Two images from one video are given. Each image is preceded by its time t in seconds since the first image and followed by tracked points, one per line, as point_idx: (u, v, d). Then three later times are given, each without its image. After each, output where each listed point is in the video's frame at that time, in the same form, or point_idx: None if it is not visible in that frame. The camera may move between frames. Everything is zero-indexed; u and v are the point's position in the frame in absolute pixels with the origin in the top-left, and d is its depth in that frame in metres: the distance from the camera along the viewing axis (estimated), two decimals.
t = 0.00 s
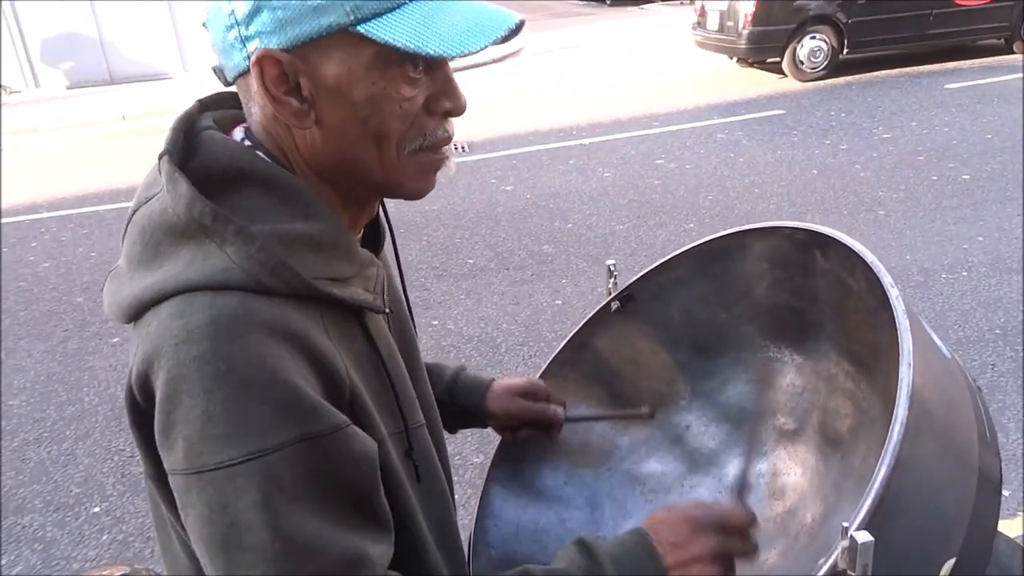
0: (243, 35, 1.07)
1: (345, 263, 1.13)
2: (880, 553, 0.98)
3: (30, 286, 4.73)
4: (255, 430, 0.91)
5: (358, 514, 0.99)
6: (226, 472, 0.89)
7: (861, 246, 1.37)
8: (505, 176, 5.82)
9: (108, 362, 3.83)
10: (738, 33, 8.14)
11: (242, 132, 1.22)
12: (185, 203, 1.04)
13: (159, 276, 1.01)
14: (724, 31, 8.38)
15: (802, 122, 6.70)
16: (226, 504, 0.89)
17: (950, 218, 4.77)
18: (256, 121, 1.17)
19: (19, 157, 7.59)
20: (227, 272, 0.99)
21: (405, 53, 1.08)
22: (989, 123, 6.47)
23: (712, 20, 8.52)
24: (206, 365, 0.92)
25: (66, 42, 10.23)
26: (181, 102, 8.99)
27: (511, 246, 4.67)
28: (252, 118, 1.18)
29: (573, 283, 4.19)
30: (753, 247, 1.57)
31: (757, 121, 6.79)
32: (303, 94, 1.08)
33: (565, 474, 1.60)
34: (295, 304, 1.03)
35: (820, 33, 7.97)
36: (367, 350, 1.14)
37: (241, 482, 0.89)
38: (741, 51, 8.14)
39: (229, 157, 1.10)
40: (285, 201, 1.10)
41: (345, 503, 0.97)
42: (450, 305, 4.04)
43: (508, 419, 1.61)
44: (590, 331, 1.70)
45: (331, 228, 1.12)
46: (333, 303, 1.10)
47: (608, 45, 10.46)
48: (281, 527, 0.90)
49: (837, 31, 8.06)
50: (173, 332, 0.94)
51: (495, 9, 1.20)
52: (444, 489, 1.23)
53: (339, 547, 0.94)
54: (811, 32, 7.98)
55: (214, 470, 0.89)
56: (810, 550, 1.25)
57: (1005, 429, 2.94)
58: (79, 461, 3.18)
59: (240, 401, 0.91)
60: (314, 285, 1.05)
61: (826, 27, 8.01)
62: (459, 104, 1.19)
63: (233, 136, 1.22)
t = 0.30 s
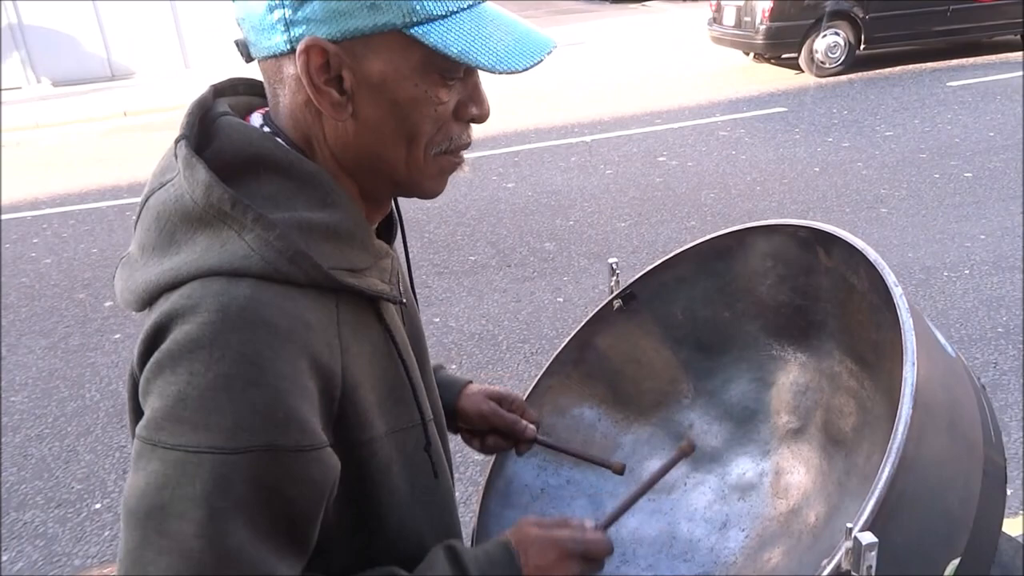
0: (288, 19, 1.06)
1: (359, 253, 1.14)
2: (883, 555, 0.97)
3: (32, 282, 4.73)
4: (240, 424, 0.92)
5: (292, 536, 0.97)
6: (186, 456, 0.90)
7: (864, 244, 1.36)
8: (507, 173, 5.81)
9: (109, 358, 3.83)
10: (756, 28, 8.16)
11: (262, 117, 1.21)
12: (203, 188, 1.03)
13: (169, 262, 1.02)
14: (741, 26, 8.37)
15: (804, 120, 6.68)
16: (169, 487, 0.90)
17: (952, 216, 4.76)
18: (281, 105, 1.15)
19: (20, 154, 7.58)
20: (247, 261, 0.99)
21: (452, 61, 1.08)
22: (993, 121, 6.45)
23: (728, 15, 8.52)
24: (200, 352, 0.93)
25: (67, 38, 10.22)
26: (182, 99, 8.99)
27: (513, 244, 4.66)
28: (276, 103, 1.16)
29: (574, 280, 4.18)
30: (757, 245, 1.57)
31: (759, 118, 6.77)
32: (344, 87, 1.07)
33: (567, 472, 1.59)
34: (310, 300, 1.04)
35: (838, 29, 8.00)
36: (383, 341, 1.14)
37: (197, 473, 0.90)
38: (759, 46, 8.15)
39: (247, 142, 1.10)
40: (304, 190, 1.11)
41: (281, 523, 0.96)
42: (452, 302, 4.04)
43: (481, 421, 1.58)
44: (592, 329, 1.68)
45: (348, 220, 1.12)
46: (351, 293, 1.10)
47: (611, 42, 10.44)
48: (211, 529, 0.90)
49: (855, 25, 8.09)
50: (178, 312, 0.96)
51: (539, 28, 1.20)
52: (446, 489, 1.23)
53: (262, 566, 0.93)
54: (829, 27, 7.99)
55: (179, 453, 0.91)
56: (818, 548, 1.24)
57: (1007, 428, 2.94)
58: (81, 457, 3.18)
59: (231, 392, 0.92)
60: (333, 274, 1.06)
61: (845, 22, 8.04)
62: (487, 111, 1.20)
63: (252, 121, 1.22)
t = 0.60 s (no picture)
0: (280, 11, 1.05)
1: (376, 247, 1.11)
2: (886, 555, 0.96)
3: (34, 277, 4.73)
4: (297, 418, 0.88)
5: (388, 515, 0.96)
6: (264, 460, 0.87)
7: (866, 242, 1.35)
8: (508, 170, 5.80)
9: (109, 354, 3.82)
10: (769, 24, 8.16)
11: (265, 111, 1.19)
12: (224, 178, 1.00)
13: (195, 259, 0.98)
14: (756, 22, 8.36)
15: (806, 117, 6.67)
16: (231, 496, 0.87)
17: (954, 214, 4.75)
18: (280, 100, 1.13)
19: (22, 149, 7.58)
20: (270, 253, 0.96)
21: (445, 37, 1.08)
22: (996, 120, 6.43)
23: (744, 11, 8.53)
24: (247, 350, 0.89)
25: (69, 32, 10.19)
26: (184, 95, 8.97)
27: (514, 241, 4.65)
28: (274, 97, 1.14)
29: (575, 277, 4.17)
30: (759, 242, 1.56)
31: (761, 116, 6.75)
32: (342, 75, 1.06)
33: (567, 470, 1.56)
34: (340, 286, 1.01)
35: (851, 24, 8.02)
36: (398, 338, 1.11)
37: (284, 471, 0.87)
38: (773, 42, 8.13)
39: (263, 134, 1.08)
40: (318, 181, 1.09)
41: (377, 502, 0.94)
42: (453, 299, 4.03)
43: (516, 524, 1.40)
44: (592, 326, 1.64)
45: (362, 212, 1.10)
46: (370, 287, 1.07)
47: (615, 39, 10.41)
48: (315, 522, 0.88)
49: (869, 20, 8.09)
50: (205, 308, 0.93)
51: None
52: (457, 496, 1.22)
53: (372, 549, 0.91)
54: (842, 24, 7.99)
55: (251, 459, 0.87)
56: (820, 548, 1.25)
57: (1008, 427, 2.93)
58: (80, 453, 3.17)
59: (283, 386, 0.89)
60: (356, 267, 1.03)
61: (858, 18, 8.05)
62: (490, 90, 1.19)
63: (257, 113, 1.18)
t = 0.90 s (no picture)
0: (329, 12, 1.03)
1: (417, 255, 1.09)
2: (886, 552, 0.96)
3: (36, 272, 4.73)
4: (340, 432, 0.88)
5: (402, 531, 0.97)
6: (297, 471, 0.87)
7: (867, 237, 1.34)
8: (510, 165, 5.79)
9: (111, 349, 3.82)
10: (778, 19, 8.14)
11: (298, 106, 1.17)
12: (277, 183, 0.98)
13: (237, 262, 0.96)
14: (764, 17, 8.34)
15: (809, 113, 6.65)
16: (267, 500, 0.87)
17: (957, 210, 4.73)
18: (318, 100, 1.11)
19: (24, 144, 7.58)
20: (323, 259, 0.94)
21: (495, 46, 1.06)
22: (1000, 115, 6.41)
23: (751, 7, 8.50)
24: (297, 360, 0.88)
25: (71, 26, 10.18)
26: (186, 90, 8.96)
27: (516, 236, 4.64)
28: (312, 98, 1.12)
29: (577, 273, 4.16)
30: (759, 237, 1.54)
31: (764, 111, 6.73)
32: (391, 80, 1.05)
33: (566, 467, 1.55)
34: (385, 295, 1.00)
35: (860, 19, 8.01)
36: (433, 346, 1.10)
37: (316, 483, 0.87)
38: (782, 37, 8.13)
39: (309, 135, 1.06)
40: (366, 184, 1.07)
41: (397, 517, 0.95)
42: (455, 295, 4.02)
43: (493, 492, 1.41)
44: (591, 322, 1.62)
45: (404, 218, 1.08)
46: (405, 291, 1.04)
47: (618, 34, 10.37)
48: (338, 533, 0.88)
49: (878, 16, 8.08)
50: (257, 317, 0.90)
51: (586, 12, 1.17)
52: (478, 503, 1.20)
53: (389, 565, 0.93)
54: (852, 19, 8.00)
55: (284, 468, 0.87)
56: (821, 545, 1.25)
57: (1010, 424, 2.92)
58: (82, 447, 3.17)
59: (332, 399, 0.88)
60: (404, 275, 1.02)
61: (868, 14, 8.03)
62: (529, 98, 1.19)
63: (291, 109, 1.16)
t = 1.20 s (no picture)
0: (315, 24, 1.03)
1: (399, 266, 1.09)
2: (883, 551, 0.95)
3: (36, 267, 4.73)
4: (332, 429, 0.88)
5: (429, 503, 0.98)
6: (309, 472, 0.86)
7: (865, 235, 1.33)
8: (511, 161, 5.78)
9: (111, 344, 3.82)
10: (784, 15, 8.14)
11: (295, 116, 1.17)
12: (250, 187, 0.98)
13: (216, 265, 0.96)
14: (769, 12, 8.34)
15: (810, 108, 6.63)
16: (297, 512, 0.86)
17: (959, 206, 4.72)
18: (314, 114, 1.12)
19: (26, 140, 7.58)
20: (290, 266, 0.94)
21: (486, 44, 1.05)
22: (1002, 111, 6.39)
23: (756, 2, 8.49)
24: (272, 366, 0.87)
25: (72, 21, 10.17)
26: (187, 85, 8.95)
27: (517, 232, 4.63)
28: (308, 112, 1.13)
29: (578, 269, 4.16)
30: (757, 235, 1.54)
31: (766, 107, 6.71)
32: (378, 89, 1.05)
33: (564, 463, 1.56)
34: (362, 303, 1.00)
35: (866, 15, 8.00)
36: (412, 356, 1.10)
37: (329, 480, 0.87)
38: (787, 32, 8.13)
39: (289, 142, 1.06)
40: (347, 195, 1.07)
41: (420, 492, 0.96)
42: (455, 291, 4.02)
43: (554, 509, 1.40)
44: (589, 318, 1.62)
45: (391, 226, 1.08)
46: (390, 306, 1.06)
47: (618, 30, 10.35)
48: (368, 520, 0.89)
49: (884, 11, 8.07)
50: (227, 325, 0.90)
51: None
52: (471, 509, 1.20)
53: (429, 536, 0.94)
54: (858, 14, 8.01)
55: (290, 472, 0.86)
56: (814, 545, 1.25)
57: (1011, 421, 2.92)
58: (82, 443, 3.17)
59: (315, 398, 0.88)
60: (378, 285, 1.02)
61: (873, 9, 8.03)
62: (534, 99, 1.17)
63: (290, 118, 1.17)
